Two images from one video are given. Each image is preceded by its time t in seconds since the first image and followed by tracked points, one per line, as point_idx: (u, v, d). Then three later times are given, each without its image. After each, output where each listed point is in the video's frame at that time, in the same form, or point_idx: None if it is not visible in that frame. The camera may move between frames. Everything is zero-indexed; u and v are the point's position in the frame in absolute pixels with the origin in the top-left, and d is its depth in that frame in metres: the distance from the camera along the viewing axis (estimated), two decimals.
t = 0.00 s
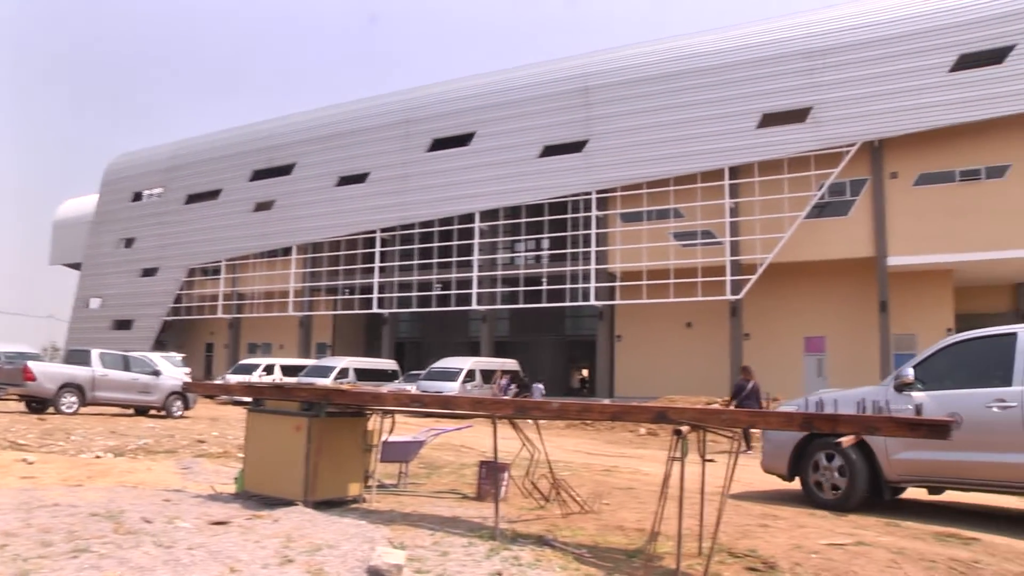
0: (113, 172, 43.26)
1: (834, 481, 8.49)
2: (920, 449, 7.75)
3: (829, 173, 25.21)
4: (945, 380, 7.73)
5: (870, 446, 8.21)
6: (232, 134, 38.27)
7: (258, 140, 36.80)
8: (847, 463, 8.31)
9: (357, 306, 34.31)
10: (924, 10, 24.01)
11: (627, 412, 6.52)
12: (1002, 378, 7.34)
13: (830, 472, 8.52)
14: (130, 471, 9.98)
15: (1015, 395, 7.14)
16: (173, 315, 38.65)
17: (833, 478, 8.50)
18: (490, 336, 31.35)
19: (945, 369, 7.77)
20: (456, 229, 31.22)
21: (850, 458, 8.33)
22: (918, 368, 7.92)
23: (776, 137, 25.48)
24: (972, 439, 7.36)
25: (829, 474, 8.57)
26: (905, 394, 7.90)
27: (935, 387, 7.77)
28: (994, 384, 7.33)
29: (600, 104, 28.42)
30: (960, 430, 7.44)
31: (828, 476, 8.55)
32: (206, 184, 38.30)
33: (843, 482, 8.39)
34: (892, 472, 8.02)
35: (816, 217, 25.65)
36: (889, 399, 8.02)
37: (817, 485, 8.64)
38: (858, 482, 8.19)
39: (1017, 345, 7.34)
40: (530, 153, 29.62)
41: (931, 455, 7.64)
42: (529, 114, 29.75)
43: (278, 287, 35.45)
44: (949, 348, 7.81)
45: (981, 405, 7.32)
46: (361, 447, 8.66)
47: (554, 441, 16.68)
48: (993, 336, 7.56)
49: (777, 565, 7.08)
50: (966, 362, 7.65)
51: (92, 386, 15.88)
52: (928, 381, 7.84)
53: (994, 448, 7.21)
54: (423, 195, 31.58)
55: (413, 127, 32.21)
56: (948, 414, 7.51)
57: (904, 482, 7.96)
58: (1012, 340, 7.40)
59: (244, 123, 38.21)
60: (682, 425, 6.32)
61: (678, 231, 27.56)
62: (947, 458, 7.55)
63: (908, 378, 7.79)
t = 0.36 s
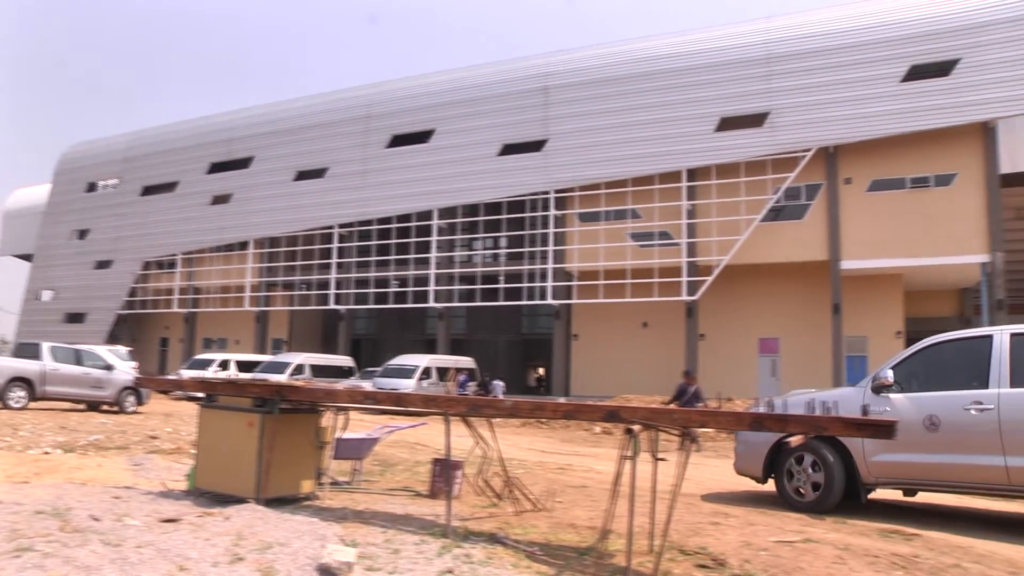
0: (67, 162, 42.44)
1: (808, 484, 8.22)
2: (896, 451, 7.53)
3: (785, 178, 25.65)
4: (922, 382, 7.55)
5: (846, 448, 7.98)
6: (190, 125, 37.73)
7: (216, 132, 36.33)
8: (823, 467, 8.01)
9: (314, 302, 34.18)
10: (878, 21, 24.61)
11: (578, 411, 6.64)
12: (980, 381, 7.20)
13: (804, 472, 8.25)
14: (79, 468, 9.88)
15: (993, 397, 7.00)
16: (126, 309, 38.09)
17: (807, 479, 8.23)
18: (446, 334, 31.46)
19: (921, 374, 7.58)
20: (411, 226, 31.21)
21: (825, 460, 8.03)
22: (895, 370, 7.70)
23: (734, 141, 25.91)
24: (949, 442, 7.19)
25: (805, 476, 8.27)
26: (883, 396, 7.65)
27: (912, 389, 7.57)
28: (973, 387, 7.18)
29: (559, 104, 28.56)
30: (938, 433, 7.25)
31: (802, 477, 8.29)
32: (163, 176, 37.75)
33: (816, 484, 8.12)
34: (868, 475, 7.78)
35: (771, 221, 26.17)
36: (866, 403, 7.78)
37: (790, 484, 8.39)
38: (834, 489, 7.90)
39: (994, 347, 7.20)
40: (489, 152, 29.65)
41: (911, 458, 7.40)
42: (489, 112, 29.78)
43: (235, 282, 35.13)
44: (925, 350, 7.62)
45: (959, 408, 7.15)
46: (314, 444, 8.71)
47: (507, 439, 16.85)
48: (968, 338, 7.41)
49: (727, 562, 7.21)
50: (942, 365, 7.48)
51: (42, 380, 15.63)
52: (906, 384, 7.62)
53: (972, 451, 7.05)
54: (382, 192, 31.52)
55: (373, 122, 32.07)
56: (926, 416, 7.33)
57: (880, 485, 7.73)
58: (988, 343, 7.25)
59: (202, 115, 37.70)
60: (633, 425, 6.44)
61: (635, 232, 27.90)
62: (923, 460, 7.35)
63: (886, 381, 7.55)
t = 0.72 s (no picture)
0: (23, 148, 41.59)
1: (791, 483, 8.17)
2: (892, 453, 7.53)
3: (745, 181, 26.01)
4: (916, 384, 7.59)
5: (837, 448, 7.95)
6: (150, 114, 37.17)
7: (176, 122, 35.83)
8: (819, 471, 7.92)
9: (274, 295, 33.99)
10: (837, 30, 25.16)
11: (533, 409, 6.74)
12: (975, 384, 7.28)
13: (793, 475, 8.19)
14: (30, 462, 9.78)
15: (990, 400, 7.08)
16: (82, 300, 37.51)
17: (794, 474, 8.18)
18: (406, 330, 31.48)
19: (916, 375, 7.63)
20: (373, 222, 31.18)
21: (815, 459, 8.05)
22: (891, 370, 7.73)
23: (696, 142, 26.24)
24: (945, 444, 7.23)
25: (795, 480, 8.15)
26: (878, 398, 7.69)
27: (907, 390, 7.61)
28: (968, 390, 7.25)
29: (523, 103, 28.67)
30: (934, 435, 7.29)
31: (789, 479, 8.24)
32: (121, 165, 37.17)
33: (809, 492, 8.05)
34: (861, 477, 7.74)
35: (731, 223, 26.56)
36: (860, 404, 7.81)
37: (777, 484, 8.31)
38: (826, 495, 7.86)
39: (989, 350, 7.28)
40: (452, 148, 29.64)
41: (906, 459, 7.42)
42: (453, 108, 29.76)
43: (194, 274, 34.75)
44: (919, 352, 7.68)
45: (956, 410, 7.20)
46: (270, 439, 8.74)
47: (466, 437, 16.95)
48: (963, 341, 7.48)
49: (677, 559, 7.39)
50: (935, 367, 7.54)
51: None
52: (901, 385, 7.65)
53: (968, 453, 7.11)
54: (344, 186, 31.40)
55: (337, 116, 31.89)
56: (922, 418, 7.36)
57: (873, 487, 7.69)
58: (983, 345, 7.34)
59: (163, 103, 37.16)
60: (588, 423, 6.52)
61: (596, 231, 28.14)
62: (918, 462, 7.36)
63: (884, 382, 7.58)
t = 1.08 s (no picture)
0: None
1: (792, 475, 8.07)
2: (895, 455, 7.52)
3: (708, 181, 26.40)
4: (918, 384, 7.61)
5: (839, 449, 7.88)
6: (110, 104, 36.53)
7: (138, 113, 35.26)
8: (824, 480, 7.81)
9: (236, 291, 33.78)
10: (800, 34, 25.48)
11: (493, 407, 6.79)
12: (978, 384, 7.35)
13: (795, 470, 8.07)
14: None
15: (994, 400, 7.15)
16: (40, 294, 36.92)
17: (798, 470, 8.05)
18: (369, 327, 31.44)
19: (918, 375, 7.64)
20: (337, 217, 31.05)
21: (828, 467, 7.87)
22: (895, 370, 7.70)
23: (661, 144, 26.51)
24: (948, 446, 7.26)
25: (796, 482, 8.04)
26: (880, 399, 7.68)
27: (908, 391, 7.62)
28: (971, 390, 7.32)
29: (488, 100, 28.67)
30: (938, 437, 7.32)
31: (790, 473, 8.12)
32: (81, 157, 36.53)
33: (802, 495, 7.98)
34: (864, 480, 7.72)
35: (694, 223, 26.89)
36: (862, 405, 7.79)
37: (777, 469, 8.18)
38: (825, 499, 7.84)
39: (992, 351, 7.35)
40: (417, 145, 29.58)
41: (911, 460, 7.41)
42: (418, 105, 29.67)
43: (155, 269, 34.35)
44: (920, 353, 7.69)
45: (960, 411, 7.25)
46: (229, 436, 8.75)
47: (428, 434, 17.01)
48: (964, 342, 7.53)
49: (635, 556, 7.55)
50: (937, 367, 7.56)
51: None
52: (903, 385, 7.65)
53: (973, 454, 7.16)
54: (308, 180, 31.22)
55: (302, 110, 31.63)
56: (926, 420, 7.38)
57: (875, 490, 7.67)
58: (985, 346, 7.40)
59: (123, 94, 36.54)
60: (548, 421, 6.58)
61: (560, 229, 28.38)
62: (922, 464, 7.38)
63: (888, 383, 7.55)
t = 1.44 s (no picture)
0: None
1: (803, 476, 7.64)
2: (903, 456, 7.27)
3: (675, 181, 26.74)
4: (922, 384, 7.38)
5: (847, 453, 7.55)
6: (72, 96, 35.89)
7: (100, 104, 34.69)
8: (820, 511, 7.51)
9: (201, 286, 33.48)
10: (766, 37, 25.80)
11: (457, 404, 6.83)
12: (982, 384, 7.21)
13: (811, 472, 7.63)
14: None
15: (1001, 400, 7.01)
16: None
17: (813, 483, 7.61)
18: (335, 324, 31.39)
19: (922, 375, 7.41)
20: (303, 213, 30.90)
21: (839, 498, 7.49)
22: (899, 370, 7.44)
23: (628, 143, 26.74)
24: (958, 446, 7.07)
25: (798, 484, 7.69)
26: (887, 399, 7.40)
27: (913, 391, 7.38)
28: (977, 390, 7.17)
29: (456, 98, 28.65)
30: (947, 437, 7.11)
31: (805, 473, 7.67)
32: (42, 149, 35.92)
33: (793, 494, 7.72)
34: (870, 482, 7.41)
35: (660, 222, 27.15)
36: (867, 405, 7.48)
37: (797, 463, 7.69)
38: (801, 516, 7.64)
39: (996, 350, 7.21)
40: (384, 141, 29.54)
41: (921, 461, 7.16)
42: (386, 101, 29.54)
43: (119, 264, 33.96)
44: (922, 352, 7.47)
45: (967, 411, 7.07)
46: (193, 434, 8.75)
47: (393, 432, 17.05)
48: (965, 341, 7.37)
49: (597, 553, 7.69)
50: (940, 366, 7.37)
51: None
52: (908, 385, 7.39)
53: (982, 454, 7.00)
54: (275, 176, 31.04)
55: (268, 105, 31.37)
56: (934, 420, 7.16)
57: (881, 492, 7.40)
58: (989, 345, 7.26)
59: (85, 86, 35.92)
60: (511, 418, 6.65)
61: (527, 227, 28.56)
62: (932, 465, 7.16)
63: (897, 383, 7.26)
